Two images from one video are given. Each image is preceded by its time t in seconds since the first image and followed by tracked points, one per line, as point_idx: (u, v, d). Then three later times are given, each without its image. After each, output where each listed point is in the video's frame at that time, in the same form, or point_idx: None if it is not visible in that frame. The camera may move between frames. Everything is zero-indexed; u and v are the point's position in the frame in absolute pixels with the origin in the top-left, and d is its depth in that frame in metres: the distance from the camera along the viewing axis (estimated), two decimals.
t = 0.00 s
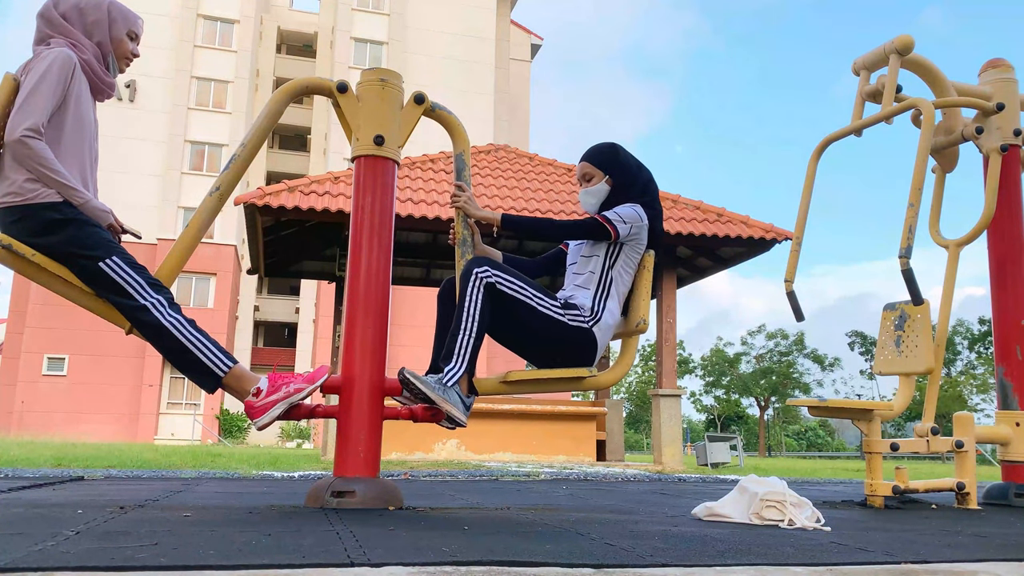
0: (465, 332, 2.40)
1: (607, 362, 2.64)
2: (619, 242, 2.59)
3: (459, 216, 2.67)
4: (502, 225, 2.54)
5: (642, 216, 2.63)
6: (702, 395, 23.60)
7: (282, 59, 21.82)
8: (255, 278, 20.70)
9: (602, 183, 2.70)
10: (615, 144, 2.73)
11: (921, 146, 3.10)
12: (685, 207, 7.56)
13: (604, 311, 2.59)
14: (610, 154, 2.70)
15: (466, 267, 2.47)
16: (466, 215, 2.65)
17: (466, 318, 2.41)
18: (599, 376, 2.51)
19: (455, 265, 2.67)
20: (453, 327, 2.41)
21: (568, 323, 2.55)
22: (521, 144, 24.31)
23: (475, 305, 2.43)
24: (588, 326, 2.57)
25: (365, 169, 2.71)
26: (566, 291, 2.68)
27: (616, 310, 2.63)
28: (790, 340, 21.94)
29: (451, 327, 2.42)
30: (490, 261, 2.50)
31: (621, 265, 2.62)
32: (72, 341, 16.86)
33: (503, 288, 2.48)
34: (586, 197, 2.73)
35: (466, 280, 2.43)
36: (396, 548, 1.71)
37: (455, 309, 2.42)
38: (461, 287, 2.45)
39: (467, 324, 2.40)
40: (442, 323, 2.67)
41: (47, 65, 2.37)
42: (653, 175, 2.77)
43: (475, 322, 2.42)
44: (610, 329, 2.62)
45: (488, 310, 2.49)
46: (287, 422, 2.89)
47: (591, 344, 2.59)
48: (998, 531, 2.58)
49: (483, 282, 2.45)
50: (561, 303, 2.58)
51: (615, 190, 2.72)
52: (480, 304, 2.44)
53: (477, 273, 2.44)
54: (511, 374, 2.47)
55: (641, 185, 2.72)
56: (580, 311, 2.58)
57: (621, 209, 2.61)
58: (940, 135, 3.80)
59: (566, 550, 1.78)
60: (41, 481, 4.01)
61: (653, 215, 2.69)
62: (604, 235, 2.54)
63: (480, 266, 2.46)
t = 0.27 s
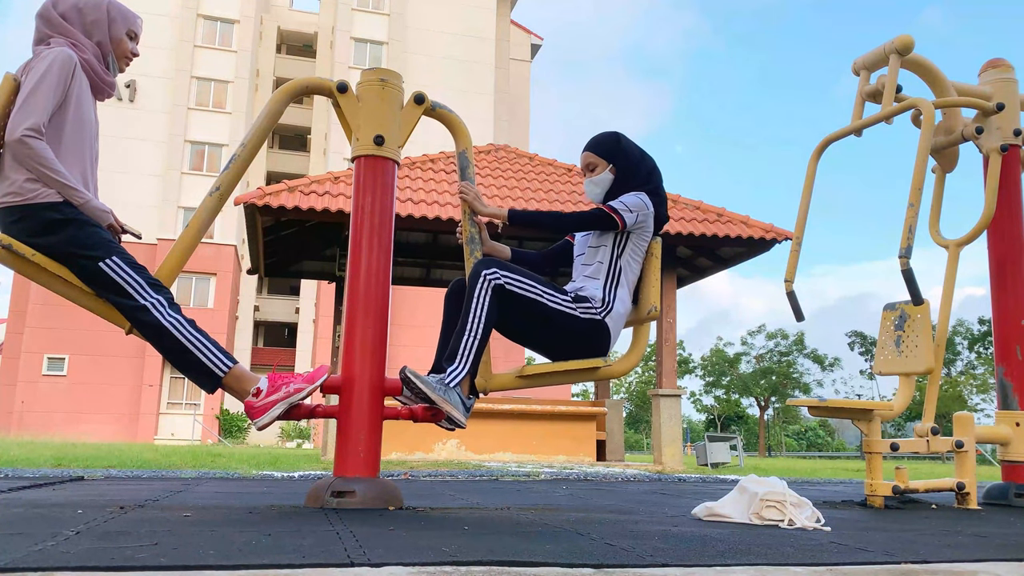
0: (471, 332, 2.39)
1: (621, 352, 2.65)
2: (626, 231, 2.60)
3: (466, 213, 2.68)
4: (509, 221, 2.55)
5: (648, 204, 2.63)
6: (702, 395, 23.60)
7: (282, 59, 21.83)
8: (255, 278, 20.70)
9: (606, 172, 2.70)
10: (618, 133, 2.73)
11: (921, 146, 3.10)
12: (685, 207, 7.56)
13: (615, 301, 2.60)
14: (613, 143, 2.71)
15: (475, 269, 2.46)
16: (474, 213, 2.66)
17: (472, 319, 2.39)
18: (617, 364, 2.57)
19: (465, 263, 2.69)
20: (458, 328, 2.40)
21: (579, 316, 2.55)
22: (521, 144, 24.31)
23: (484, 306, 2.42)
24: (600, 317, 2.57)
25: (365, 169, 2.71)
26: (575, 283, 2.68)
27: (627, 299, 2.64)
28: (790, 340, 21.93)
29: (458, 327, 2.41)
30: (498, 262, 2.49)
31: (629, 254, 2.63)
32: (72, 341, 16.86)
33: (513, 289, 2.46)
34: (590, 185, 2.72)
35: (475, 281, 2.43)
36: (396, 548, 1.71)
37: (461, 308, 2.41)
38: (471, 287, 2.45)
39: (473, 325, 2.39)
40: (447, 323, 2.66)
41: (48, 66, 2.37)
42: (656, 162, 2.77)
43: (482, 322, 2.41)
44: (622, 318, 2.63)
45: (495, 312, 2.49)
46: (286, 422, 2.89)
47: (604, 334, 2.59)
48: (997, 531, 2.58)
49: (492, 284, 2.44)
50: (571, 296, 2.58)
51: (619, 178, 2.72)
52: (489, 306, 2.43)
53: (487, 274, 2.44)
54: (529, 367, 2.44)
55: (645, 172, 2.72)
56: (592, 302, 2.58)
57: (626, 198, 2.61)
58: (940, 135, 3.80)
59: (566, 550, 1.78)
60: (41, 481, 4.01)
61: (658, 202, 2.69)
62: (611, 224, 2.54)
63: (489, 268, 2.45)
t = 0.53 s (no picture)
0: (476, 332, 2.39)
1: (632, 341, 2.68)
2: (632, 220, 2.60)
3: (472, 212, 2.68)
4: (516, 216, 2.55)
5: (653, 192, 2.63)
6: (702, 395, 23.61)
7: (282, 59, 21.84)
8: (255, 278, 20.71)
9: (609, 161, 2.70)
10: (621, 122, 2.73)
11: (921, 146, 3.10)
12: (685, 207, 7.56)
13: (625, 290, 2.60)
14: (617, 132, 2.71)
15: (483, 272, 2.46)
16: (480, 212, 2.66)
17: (479, 320, 2.40)
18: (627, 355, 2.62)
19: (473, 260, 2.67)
20: (463, 328, 2.40)
21: (589, 308, 2.55)
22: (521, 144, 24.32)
23: (490, 308, 2.42)
24: (611, 308, 2.57)
25: (365, 169, 2.71)
26: (584, 274, 2.67)
27: (636, 289, 2.65)
28: (791, 340, 21.93)
29: (463, 328, 2.41)
30: (507, 264, 2.49)
31: (637, 243, 2.64)
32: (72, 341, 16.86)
33: (521, 290, 2.46)
34: (594, 175, 2.73)
35: (483, 283, 2.43)
36: (397, 548, 1.71)
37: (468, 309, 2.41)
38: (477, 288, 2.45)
39: (480, 325, 2.40)
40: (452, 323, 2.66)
41: (48, 65, 2.36)
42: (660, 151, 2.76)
43: (488, 323, 2.41)
44: (633, 307, 2.63)
45: (502, 314, 2.49)
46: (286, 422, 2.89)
47: (616, 325, 2.60)
48: (996, 530, 2.58)
49: (500, 286, 2.44)
50: (581, 289, 2.57)
51: (623, 167, 2.71)
52: (495, 308, 2.44)
53: (494, 276, 2.44)
54: (542, 362, 2.50)
55: (649, 160, 2.72)
56: (602, 293, 2.58)
57: (630, 187, 2.61)
58: (940, 135, 3.80)
59: (567, 550, 1.78)
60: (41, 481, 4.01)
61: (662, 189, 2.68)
62: (617, 215, 2.54)
63: (498, 270, 2.46)
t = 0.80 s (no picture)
0: (481, 334, 2.39)
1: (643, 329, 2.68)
2: (638, 208, 2.60)
3: (477, 211, 2.69)
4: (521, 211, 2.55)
5: (657, 179, 2.63)
6: (702, 395, 23.62)
7: (282, 59, 21.86)
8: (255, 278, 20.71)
9: (612, 149, 2.70)
10: (621, 110, 2.73)
11: (921, 147, 3.10)
12: (685, 207, 7.56)
13: (634, 278, 2.59)
14: (618, 121, 2.70)
15: (493, 274, 2.46)
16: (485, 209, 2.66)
17: (486, 321, 2.39)
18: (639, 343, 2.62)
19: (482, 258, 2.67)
20: (470, 329, 2.40)
21: (599, 300, 2.53)
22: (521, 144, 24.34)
23: (497, 311, 2.42)
24: (621, 297, 2.55)
25: (365, 169, 2.71)
26: (592, 265, 2.66)
27: (644, 277, 2.65)
28: (791, 339, 21.94)
29: (470, 329, 2.41)
30: (517, 267, 2.48)
31: (643, 231, 2.64)
32: (72, 341, 16.86)
33: (530, 291, 2.45)
34: (597, 164, 2.72)
35: (492, 286, 2.43)
36: (396, 548, 1.71)
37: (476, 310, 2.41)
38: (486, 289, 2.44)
39: (486, 328, 2.39)
40: (459, 325, 2.65)
41: (47, 67, 2.36)
42: (661, 139, 2.77)
43: (494, 325, 2.40)
44: (643, 294, 2.63)
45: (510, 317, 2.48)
46: (287, 422, 2.89)
47: (627, 315, 2.58)
48: (996, 530, 2.58)
49: (508, 289, 2.44)
50: (590, 282, 2.56)
51: (625, 155, 2.71)
52: (502, 312, 2.43)
53: (504, 279, 2.43)
54: (556, 355, 2.49)
55: (650, 149, 2.72)
56: (612, 283, 2.57)
57: (634, 175, 2.61)
58: (940, 135, 3.80)
59: (567, 550, 1.78)
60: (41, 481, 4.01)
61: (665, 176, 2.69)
62: (623, 203, 2.54)
63: (507, 273, 2.45)
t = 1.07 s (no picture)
0: (489, 334, 2.40)
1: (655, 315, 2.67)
2: (643, 194, 2.58)
3: (484, 206, 2.70)
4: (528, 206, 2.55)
5: (660, 163, 2.61)
6: (702, 395, 23.63)
7: (282, 59, 21.87)
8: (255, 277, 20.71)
9: (614, 136, 2.69)
10: (622, 96, 2.72)
11: (922, 147, 3.10)
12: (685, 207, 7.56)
13: (643, 264, 2.57)
14: (619, 107, 2.70)
15: (504, 278, 2.47)
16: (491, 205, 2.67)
17: (494, 323, 2.40)
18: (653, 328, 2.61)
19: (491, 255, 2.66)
20: (478, 330, 2.41)
21: (610, 290, 2.52)
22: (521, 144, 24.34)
23: (506, 312, 2.42)
24: (632, 285, 2.54)
25: (365, 169, 2.71)
26: (601, 253, 2.64)
27: (654, 263, 2.62)
28: (791, 339, 21.94)
29: (478, 330, 2.42)
30: (528, 270, 2.49)
31: (649, 216, 2.62)
32: (72, 341, 16.86)
33: (541, 294, 2.46)
34: (599, 151, 2.71)
35: (503, 290, 2.44)
36: (396, 548, 1.71)
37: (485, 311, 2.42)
38: (497, 291, 2.46)
39: (494, 328, 2.40)
40: (466, 327, 2.65)
41: (45, 70, 2.36)
42: (663, 125, 2.76)
43: (503, 326, 2.41)
44: (654, 280, 2.60)
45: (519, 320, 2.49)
46: (286, 422, 2.89)
47: (639, 303, 2.57)
48: (996, 530, 2.58)
49: (519, 292, 2.44)
50: (600, 273, 2.55)
51: (628, 142, 2.70)
52: (512, 314, 2.43)
53: (515, 281, 2.44)
54: (572, 346, 2.49)
55: (653, 135, 2.71)
56: (621, 273, 2.54)
57: (637, 161, 2.59)
58: (940, 135, 3.80)
59: (567, 550, 1.78)
60: (41, 481, 4.00)
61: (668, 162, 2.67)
62: (627, 190, 2.52)
63: (518, 277, 2.46)
